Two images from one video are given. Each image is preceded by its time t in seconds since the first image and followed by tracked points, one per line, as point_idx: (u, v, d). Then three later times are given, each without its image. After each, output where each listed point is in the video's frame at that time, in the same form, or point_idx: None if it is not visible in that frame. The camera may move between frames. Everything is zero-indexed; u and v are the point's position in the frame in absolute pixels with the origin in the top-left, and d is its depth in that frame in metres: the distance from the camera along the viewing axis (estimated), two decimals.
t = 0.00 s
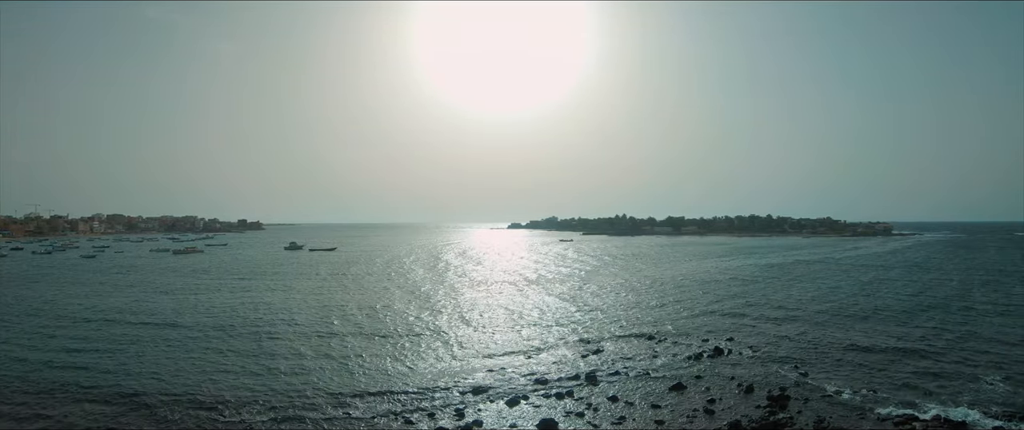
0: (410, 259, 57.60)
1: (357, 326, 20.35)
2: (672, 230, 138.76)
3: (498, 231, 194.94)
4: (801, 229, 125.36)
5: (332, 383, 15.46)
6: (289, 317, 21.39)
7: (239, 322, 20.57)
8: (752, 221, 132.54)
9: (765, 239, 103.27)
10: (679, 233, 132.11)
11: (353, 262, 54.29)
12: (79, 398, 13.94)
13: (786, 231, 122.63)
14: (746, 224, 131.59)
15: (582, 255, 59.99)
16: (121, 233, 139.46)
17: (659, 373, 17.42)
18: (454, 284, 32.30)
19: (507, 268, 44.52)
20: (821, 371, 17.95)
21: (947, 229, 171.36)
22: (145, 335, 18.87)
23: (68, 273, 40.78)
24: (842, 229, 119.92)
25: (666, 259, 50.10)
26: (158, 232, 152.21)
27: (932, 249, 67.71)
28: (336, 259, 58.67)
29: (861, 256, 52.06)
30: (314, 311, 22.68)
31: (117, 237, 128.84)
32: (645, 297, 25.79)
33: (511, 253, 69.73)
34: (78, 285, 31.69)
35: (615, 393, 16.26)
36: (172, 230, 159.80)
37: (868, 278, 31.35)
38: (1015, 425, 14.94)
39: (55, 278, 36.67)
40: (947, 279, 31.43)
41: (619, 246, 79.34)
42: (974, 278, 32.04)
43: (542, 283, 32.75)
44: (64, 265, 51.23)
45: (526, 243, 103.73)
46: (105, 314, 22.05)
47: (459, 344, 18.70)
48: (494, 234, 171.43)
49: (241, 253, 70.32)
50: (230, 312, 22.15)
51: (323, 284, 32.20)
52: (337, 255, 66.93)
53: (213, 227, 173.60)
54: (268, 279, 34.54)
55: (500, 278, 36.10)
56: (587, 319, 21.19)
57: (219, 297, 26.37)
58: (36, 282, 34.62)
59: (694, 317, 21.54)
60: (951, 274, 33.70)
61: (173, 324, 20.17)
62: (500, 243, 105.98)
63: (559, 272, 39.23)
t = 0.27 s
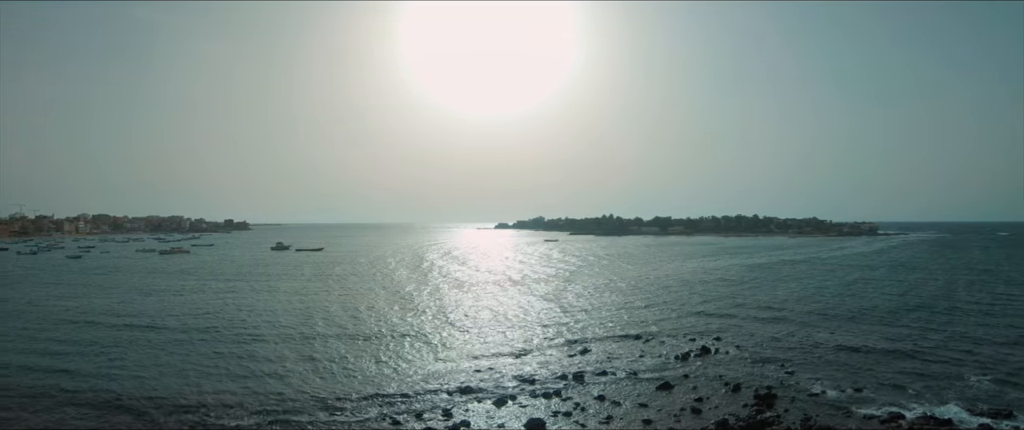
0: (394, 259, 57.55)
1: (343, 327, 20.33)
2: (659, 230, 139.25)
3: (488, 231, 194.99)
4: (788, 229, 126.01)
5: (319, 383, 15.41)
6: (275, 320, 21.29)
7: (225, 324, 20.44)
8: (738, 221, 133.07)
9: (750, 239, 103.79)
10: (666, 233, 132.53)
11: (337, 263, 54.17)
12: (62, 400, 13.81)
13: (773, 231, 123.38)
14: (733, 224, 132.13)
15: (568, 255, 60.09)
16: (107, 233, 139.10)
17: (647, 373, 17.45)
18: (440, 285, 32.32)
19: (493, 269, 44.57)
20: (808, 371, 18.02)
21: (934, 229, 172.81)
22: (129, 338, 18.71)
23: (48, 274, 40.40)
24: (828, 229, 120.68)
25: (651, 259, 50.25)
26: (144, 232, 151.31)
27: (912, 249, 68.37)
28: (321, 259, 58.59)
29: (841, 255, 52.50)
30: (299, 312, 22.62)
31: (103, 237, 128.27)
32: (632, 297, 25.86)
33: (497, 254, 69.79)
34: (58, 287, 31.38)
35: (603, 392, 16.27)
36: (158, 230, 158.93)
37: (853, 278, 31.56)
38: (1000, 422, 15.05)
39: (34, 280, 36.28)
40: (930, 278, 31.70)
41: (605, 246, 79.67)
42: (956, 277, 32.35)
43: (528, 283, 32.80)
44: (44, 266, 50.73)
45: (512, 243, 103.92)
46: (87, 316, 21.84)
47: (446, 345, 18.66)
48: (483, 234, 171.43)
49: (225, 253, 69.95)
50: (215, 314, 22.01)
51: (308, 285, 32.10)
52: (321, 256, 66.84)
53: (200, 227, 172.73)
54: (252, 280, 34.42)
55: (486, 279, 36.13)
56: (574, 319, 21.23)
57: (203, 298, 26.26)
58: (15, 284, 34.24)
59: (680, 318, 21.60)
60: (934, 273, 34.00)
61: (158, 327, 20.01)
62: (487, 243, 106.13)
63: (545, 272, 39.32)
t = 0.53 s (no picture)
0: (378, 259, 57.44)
1: (330, 329, 20.28)
2: (646, 230, 139.61)
3: (478, 231, 195.01)
4: (774, 229, 126.62)
5: (307, 384, 15.40)
6: (262, 321, 21.25)
7: (212, 326, 20.38)
8: (726, 220, 133.56)
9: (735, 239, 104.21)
10: (654, 232, 132.80)
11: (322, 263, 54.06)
12: (48, 400, 13.74)
13: (760, 231, 124.01)
14: (721, 224, 132.61)
15: (554, 255, 60.16)
16: (92, 233, 138.59)
17: (634, 372, 17.52)
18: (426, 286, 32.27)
19: (478, 269, 44.57)
20: (795, 370, 18.12)
21: (922, 228, 174.06)
22: (116, 339, 18.62)
23: (28, 275, 40.08)
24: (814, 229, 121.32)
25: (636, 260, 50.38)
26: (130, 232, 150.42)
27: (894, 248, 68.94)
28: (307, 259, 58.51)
29: (823, 255, 52.85)
30: (285, 314, 22.53)
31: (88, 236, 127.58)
32: (619, 298, 25.90)
33: (483, 254, 69.80)
34: (40, 289, 31.14)
35: (591, 392, 16.33)
36: (145, 230, 158.06)
37: (838, 278, 31.75)
38: (985, 420, 15.21)
39: (13, 281, 35.97)
40: (914, 278, 31.96)
41: (591, 247, 79.94)
42: (939, 277, 32.65)
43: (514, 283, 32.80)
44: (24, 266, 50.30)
45: (498, 243, 104.08)
46: (71, 318, 21.72)
47: (434, 346, 18.67)
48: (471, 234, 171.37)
49: (209, 253, 69.66)
50: (201, 316, 21.93)
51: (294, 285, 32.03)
52: (305, 256, 66.68)
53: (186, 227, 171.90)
54: (236, 281, 34.23)
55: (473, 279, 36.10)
56: (562, 319, 21.30)
57: (188, 300, 26.10)
58: None
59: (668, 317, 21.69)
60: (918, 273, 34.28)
61: (144, 328, 19.92)
62: (473, 243, 106.22)
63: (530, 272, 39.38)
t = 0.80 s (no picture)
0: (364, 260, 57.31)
1: (318, 330, 20.22)
2: (634, 230, 140.07)
3: (468, 231, 195.01)
4: (762, 229, 127.14)
5: (296, 383, 15.35)
6: (249, 322, 21.16)
7: (198, 327, 20.27)
8: (715, 220, 134.00)
9: (722, 239, 104.58)
10: (643, 233, 133.03)
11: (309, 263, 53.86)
12: (33, 399, 13.62)
13: (748, 231, 124.56)
14: (710, 224, 133.02)
15: (541, 256, 60.17)
16: (78, 233, 138.11)
17: (622, 372, 17.54)
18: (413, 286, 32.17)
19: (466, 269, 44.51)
20: (784, 369, 18.18)
21: (910, 228, 175.23)
22: (101, 340, 18.49)
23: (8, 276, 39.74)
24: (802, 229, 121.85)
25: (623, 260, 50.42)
26: (118, 233, 149.61)
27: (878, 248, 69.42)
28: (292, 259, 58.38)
29: (808, 255, 53.14)
30: (272, 315, 22.42)
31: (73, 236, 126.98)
32: (608, 298, 25.90)
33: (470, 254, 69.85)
34: (22, 290, 30.85)
35: (579, 392, 16.32)
36: (131, 230, 157.12)
37: (826, 278, 31.89)
38: (973, 418, 15.32)
39: None
40: (900, 278, 32.17)
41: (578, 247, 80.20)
42: (924, 276, 32.93)
43: (502, 283, 32.76)
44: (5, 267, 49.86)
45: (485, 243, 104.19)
46: (55, 320, 21.53)
47: (423, 346, 18.62)
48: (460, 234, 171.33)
49: (193, 254, 69.25)
50: (187, 318, 21.80)
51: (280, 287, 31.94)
52: (291, 256, 66.45)
53: (173, 227, 171.03)
54: (221, 282, 34.02)
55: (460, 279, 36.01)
56: (551, 320, 21.33)
57: (173, 301, 25.90)
58: None
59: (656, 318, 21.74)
60: (904, 273, 34.51)
61: (130, 330, 19.79)
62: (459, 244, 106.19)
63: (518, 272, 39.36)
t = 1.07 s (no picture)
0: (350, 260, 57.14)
1: (305, 331, 20.20)
2: (623, 231, 140.55)
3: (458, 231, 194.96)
4: (749, 229, 127.72)
5: (285, 384, 15.35)
6: (237, 324, 21.09)
7: (186, 329, 20.19)
8: (703, 220, 134.51)
9: (714, 238, 104.51)
10: (629, 233, 133.59)
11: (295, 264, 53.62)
12: (19, 404, 13.52)
13: (736, 231, 125.31)
14: (699, 225, 133.46)
15: (527, 256, 60.18)
16: (64, 234, 136.99)
17: (610, 371, 17.64)
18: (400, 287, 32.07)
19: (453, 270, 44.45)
20: (771, 368, 18.30)
21: (898, 228, 176.69)
22: (88, 343, 18.37)
23: None
24: (789, 229, 122.44)
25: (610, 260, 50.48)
26: (104, 233, 148.62)
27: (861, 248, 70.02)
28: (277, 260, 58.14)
29: (793, 255, 53.47)
30: (258, 317, 22.32)
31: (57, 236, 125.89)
32: (596, 298, 25.92)
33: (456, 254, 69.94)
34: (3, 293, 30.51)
35: (568, 391, 16.40)
36: (118, 230, 155.99)
37: (813, 278, 32.06)
38: (959, 416, 15.45)
39: None
40: (886, 278, 32.42)
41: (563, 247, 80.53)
42: (907, 276, 33.32)
43: (490, 284, 32.73)
44: None
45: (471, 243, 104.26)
46: (39, 323, 21.33)
47: (412, 347, 18.65)
48: (449, 235, 171.23)
49: (177, 254, 68.73)
50: (173, 320, 21.70)
51: (267, 287, 31.83)
52: (276, 257, 66.18)
53: (161, 227, 170.05)
54: (206, 283, 33.81)
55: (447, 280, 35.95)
56: (539, 320, 21.42)
57: (158, 303, 25.72)
58: None
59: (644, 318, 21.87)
60: (890, 273, 34.77)
61: (117, 332, 19.67)
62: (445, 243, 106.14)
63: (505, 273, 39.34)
